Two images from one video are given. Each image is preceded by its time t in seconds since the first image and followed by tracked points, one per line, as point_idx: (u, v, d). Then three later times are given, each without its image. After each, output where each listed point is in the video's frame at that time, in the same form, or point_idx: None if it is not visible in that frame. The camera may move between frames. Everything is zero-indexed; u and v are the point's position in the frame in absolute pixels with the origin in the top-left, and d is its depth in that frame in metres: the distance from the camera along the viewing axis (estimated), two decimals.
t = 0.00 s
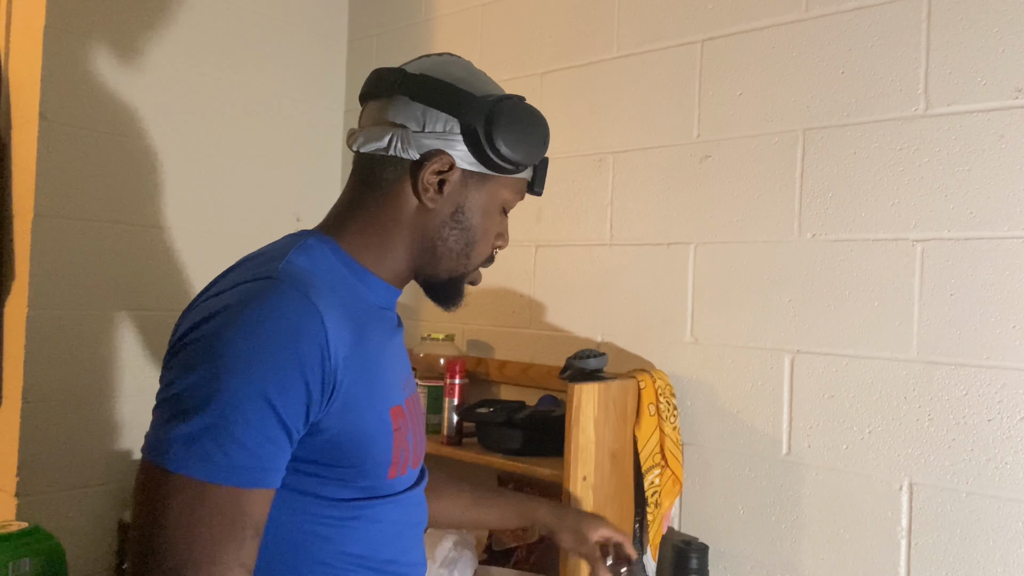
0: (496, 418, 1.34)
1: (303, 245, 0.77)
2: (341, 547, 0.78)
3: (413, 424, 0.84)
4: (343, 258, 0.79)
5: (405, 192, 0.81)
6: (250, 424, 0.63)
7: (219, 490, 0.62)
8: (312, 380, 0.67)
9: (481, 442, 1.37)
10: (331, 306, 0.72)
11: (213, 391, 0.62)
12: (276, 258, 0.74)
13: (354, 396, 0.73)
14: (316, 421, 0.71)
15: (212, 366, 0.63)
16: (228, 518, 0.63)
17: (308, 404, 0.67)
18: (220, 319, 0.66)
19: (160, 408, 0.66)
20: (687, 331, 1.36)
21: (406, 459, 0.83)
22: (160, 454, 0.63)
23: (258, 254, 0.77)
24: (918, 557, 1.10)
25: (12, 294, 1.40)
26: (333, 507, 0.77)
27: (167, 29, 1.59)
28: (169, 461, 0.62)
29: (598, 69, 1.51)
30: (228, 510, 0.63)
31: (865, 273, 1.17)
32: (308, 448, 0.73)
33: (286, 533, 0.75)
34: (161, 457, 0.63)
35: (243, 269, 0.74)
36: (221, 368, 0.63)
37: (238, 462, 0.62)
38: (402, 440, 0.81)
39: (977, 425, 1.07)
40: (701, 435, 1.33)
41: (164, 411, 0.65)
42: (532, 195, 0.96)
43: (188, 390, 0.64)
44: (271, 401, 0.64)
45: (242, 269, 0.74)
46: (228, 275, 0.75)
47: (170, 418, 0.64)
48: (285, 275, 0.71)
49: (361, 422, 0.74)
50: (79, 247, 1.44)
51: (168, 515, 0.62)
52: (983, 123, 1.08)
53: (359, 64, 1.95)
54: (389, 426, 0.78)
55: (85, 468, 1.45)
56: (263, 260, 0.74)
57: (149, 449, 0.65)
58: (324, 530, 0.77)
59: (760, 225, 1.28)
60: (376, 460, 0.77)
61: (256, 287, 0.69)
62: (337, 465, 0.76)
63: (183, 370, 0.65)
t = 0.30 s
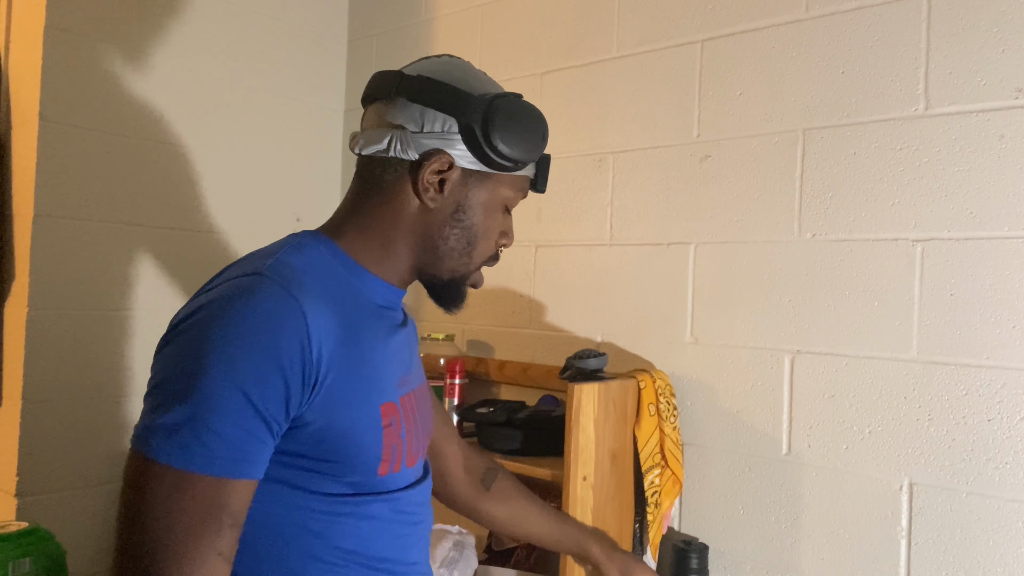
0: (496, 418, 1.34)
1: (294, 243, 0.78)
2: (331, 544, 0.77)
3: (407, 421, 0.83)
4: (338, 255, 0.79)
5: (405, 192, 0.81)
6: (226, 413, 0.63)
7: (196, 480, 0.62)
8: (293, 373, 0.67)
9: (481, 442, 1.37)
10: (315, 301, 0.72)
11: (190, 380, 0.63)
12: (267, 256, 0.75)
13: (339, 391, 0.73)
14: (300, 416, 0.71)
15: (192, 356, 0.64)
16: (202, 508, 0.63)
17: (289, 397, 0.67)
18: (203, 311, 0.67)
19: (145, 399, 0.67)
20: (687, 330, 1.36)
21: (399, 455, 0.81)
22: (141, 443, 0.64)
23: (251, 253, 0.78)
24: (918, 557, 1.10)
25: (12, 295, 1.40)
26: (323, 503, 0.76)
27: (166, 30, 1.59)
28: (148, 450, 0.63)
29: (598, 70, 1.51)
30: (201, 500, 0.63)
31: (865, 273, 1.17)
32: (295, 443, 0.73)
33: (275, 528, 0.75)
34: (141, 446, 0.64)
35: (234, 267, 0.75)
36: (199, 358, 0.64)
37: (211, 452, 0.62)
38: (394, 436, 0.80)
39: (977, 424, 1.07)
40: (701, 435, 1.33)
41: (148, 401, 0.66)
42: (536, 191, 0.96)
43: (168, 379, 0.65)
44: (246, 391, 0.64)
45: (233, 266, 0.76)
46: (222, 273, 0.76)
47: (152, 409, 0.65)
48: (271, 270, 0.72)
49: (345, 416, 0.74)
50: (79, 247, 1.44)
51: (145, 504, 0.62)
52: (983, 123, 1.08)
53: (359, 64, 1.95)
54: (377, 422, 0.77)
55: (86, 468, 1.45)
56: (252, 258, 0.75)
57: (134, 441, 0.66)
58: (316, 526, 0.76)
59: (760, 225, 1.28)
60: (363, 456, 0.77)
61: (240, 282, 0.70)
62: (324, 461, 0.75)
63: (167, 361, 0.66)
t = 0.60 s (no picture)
0: (496, 418, 1.35)
1: (296, 244, 0.78)
2: (336, 543, 0.77)
3: (413, 420, 0.82)
4: (341, 255, 0.79)
5: (411, 192, 0.81)
6: (223, 413, 0.63)
7: (193, 481, 0.62)
8: (291, 372, 0.67)
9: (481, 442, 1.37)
10: (316, 302, 0.72)
11: (187, 380, 0.63)
12: (268, 257, 0.75)
13: (340, 390, 0.73)
14: (301, 416, 0.71)
15: (190, 356, 0.64)
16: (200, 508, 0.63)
17: (288, 396, 0.67)
18: (203, 312, 0.68)
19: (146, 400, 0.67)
20: (687, 330, 1.36)
21: (405, 454, 0.81)
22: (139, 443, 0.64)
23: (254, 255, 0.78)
24: (918, 557, 1.11)
25: (12, 294, 1.40)
26: (327, 501, 0.76)
27: (167, 29, 1.59)
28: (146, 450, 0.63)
29: (597, 70, 1.51)
30: (198, 500, 0.63)
31: (865, 273, 1.17)
32: (298, 442, 0.73)
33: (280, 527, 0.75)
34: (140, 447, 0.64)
35: (236, 268, 0.75)
36: (197, 358, 0.64)
37: (208, 452, 0.62)
38: (399, 435, 0.80)
39: (977, 424, 1.07)
40: (701, 435, 1.34)
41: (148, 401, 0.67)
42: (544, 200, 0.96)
43: (166, 379, 0.65)
44: (244, 390, 0.64)
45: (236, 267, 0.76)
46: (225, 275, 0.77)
47: (152, 410, 0.65)
48: (273, 272, 0.72)
49: (347, 417, 0.74)
50: (79, 247, 1.44)
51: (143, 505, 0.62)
52: (983, 123, 1.08)
53: (359, 64, 1.95)
54: (380, 422, 0.77)
55: (85, 468, 1.45)
56: (253, 259, 0.76)
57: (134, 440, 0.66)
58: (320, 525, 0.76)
59: (761, 225, 1.28)
60: (365, 455, 0.76)
61: (240, 283, 0.70)
62: (326, 460, 0.75)
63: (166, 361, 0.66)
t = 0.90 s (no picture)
0: (496, 418, 1.35)
1: (311, 244, 0.77)
2: (349, 543, 0.77)
3: (423, 421, 0.83)
4: (354, 257, 0.79)
5: (421, 193, 0.81)
6: (250, 418, 0.63)
7: (217, 483, 0.62)
8: (316, 377, 0.67)
9: (481, 442, 1.37)
10: (339, 306, 0.72)
11: (213, 384, 0.63)
12: (285, 257, 0.75)
13: (360, 393, 0.73)
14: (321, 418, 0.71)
15: (215, 360, 0.64)
16: (224, 513, 0.63)
17: (311, 399, 0.67)
18: (225, 313, 0.67)
19: (164, 402, 0.66)
20: (687, 331, 1.36)
21: (416, 456, 0.82)
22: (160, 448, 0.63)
23: (267, 253, 0.77)
24: (918, 557, 1.10)
25: (11, 295, 1.40)
26: (341, 503, 0.76)
27: (166, 30, 1.59)
28: (168, 455, 0.63)
29: (597, 70, 1.51)
30: (224, 505, 0.63)
31: (864, 273, 1.17)
32: (314, 444, 0.73)
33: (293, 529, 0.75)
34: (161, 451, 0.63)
35: (252, 268, 0.74)
36: (223, 362, 0.64)
37: (235, 457, 0.62)
38: (411, 437, 0.80)
39: (977, 424, 1.07)
40: (701, 435, 1.33)
41: (168, 404, 0.66)
42: (542, 213, 0.96)
43: (188, 383, 0.64)
44: (271, 394, 0.64)
45: (251, 267, 0.75)
46: (239, 274, 0.75)
47: (173, 411, 0.64)
48: (295, 274, 0.71)
49: (366, 420, 0.74)
50: (79, 247, 1.44)
51: (164, 511, 0.62)
52: (983, 123, 1.08)
53: (359, 64, 1.95)
54: (396, 425, 0.78)
55: (85, 468, 1.45)
56: (270, 259, 0.75)
57: (153, 440, 0.65)
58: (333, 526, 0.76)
59: (761, 225, 1.28)
60: (381, 456, 0.77)
61: (261, 285, 0.69)
62: (343, 461, 0.75)
63: (187, 363, 0.66)
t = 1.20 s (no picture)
0: (496, 418, 1.34)
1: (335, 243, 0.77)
2: (367, 537, 0.79)
3: (429, 415, 0.85)
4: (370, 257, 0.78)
5: (427, 197, 0.82)
6: (306, 419, 0.63)
7: (274, 480, 0.62)
8: (363, 376, 0.68)
9: (481, 442, 1.37)
10: (378, 306, 0.72)
11: (266, 387, 0.62)
12: (315, 256, 0.74)
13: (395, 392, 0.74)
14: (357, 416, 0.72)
15: (266, 362, 0.63)
16: (278, 514, 0.63)
17: (353, 399, 0.68)
18: (267, 315, 0.66)
19: (209, 406, 0.65)
20: (687, 331, 1.36)
21: (425, 449, 0.84)
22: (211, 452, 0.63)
23: (289, 252, 0.76)
24: (918, 557, 1.10)
25: (11, 295, 1.40)
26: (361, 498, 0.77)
27: (166, 30, 1.59)
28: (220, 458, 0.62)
29: (597, 70, 1.51)
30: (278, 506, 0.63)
31: (864, 273, 1.17)
32: (342, 441, 0.73)
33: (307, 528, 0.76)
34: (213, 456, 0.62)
35: (285, 265, 0.73)
36: (275, 364, 0.63)
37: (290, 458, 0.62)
38: (424, 433, 0.82)
39: (977, 424, 1.07)
40: (701, 435, 1.33)
41: (213, 408, 0.65)
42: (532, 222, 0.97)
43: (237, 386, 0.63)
44: (323, 393, 0.64)
45: (279, 267, 0.73)
46: (270, 272, 0.73)
47: (222, 409, 0.63)
48: (335, 274, 0.71)
49: (398, 418, 0.75)
50: (79, 248, 1.44)
51: (218, 513, 0.62)
52: (982, 123, 1.08)
53: (360, 65, 1.95)
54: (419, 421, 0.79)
55: (85, 468, 1.45)
56: (298, 257, 0.74)
57: (200, 439, 0.64)
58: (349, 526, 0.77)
59: (761, 225, 1.28)
60: (404, 453, 0.78)
61: (299, 286, 0.68)
62: (368, 458, 0.76)
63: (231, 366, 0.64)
